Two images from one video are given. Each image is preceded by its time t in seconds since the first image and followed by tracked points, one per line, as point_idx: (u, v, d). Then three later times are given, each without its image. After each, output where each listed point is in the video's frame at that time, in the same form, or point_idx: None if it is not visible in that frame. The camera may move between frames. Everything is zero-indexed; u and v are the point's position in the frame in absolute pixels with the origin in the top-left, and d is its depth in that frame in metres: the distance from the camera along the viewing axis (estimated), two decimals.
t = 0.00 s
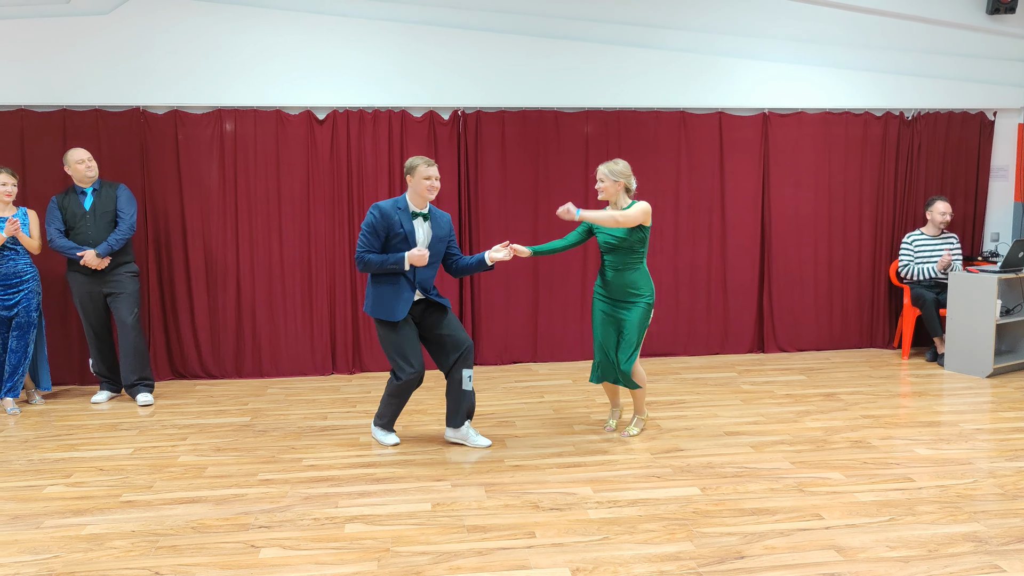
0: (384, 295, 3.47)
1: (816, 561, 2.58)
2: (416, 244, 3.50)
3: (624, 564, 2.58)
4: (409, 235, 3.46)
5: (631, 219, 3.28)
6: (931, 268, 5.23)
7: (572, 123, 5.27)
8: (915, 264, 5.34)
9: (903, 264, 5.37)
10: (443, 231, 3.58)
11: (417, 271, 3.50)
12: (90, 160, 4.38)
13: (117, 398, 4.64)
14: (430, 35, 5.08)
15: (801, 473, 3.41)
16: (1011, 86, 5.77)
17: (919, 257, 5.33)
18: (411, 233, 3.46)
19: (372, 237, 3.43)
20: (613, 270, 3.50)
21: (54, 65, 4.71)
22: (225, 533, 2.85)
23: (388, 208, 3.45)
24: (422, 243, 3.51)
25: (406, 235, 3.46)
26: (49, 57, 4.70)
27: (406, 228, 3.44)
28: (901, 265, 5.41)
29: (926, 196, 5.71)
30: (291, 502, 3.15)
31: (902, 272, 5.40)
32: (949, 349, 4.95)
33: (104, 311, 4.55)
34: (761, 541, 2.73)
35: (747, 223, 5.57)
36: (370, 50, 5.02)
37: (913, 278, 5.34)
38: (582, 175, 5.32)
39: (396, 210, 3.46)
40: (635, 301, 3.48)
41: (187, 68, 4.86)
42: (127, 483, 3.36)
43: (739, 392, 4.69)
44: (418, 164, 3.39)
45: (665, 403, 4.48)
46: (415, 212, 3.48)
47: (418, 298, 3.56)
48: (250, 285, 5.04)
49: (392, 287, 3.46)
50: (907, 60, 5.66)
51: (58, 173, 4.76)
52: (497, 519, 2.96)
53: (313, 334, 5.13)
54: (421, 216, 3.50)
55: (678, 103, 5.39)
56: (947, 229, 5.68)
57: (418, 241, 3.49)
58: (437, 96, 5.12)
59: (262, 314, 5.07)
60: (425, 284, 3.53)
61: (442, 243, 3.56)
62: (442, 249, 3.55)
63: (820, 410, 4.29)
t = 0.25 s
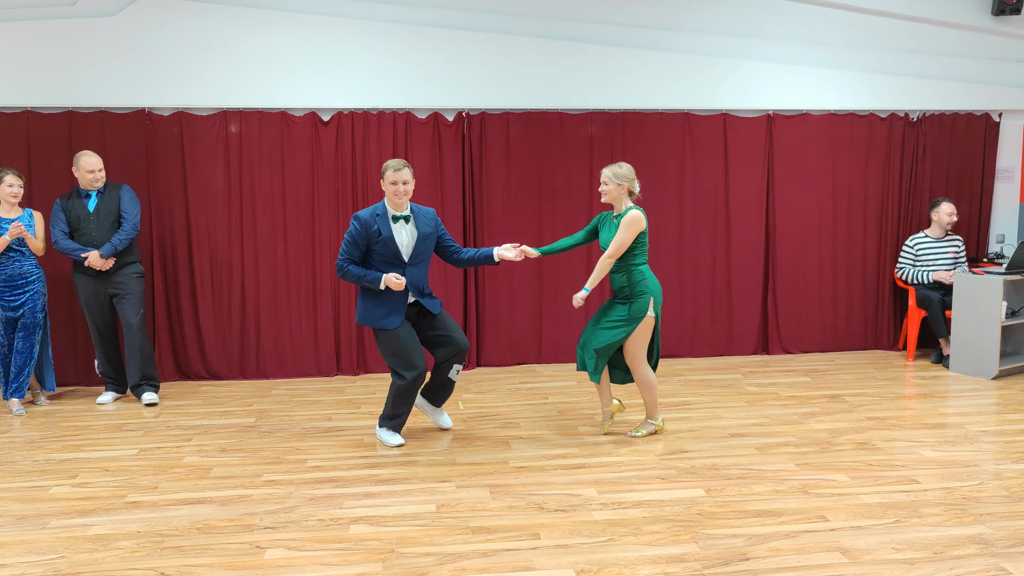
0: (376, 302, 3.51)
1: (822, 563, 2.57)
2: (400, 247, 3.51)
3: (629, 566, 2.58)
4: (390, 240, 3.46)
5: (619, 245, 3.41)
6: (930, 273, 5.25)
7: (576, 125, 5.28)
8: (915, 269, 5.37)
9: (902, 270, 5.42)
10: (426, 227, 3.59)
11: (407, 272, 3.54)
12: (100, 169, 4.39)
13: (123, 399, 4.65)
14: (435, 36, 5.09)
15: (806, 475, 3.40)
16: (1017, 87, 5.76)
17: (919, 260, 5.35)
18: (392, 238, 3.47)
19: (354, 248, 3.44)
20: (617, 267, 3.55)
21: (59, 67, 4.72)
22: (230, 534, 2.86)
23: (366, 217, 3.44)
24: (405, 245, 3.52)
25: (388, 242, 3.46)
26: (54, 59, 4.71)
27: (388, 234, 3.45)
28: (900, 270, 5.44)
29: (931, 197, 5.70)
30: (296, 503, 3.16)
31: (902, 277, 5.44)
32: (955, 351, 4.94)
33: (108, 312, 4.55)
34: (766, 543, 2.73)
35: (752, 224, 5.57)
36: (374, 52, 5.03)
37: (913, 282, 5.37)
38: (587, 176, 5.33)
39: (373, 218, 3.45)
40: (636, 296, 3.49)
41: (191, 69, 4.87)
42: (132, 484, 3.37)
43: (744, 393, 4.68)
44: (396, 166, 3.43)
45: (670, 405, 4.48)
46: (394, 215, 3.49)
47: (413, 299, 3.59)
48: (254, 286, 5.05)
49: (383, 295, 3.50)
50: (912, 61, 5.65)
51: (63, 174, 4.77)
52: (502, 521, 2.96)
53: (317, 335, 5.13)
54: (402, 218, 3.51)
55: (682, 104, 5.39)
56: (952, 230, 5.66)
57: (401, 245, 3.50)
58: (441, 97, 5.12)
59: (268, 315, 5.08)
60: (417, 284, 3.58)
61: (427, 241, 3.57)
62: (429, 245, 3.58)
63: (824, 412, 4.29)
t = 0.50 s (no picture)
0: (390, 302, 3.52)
1: (827, 566, 2.56)
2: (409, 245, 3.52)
3: (633, 568, 2.57)
4: (398, 239, 3.48)
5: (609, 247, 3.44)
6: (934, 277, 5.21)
7: (581, 127, 5.27)
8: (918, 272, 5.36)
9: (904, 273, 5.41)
10: (432, 222, 3.63)
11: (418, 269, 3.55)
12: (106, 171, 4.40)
13: (128, 400, 4.66)
14: (440, 38, 5.09)
15: (811, 477, 3.39)
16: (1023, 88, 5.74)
17: (922, 262, 5.35)
18: (401, 236, 3.49)
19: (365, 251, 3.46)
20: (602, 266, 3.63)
21: (65, 69, 4.73)
22: (234, 535, 2.86)
23: (372, 219, 3.48)
24: (414, 242, 3.53)
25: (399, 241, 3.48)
26: (59, 61, 4.73)
27: (396, 233, 3.47)
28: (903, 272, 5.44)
29: (937, 199, 5.69)
30: (300, 504, 3.16)
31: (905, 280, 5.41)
32: (960, 353, 4.93)
33: (114, 314, 4.56)
34: (771, 546, 2.72)
35: (756, 226, 5.56)
36: (379, 54, 5.04)
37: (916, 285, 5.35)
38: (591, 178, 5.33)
39: (380, 219, 3.49)
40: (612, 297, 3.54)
41: (196, 71, 4.88)
42: (137, 485, 3.37)
43: (748, 396, 4.67)
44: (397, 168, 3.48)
45: (674, 407, 4.47)
46: (401, 215, 3.51)
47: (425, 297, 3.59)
48: (259, 287, 5.05)
49: (397, 294, 3.51)
50: (917, 62, 5.64)
51: (69, 176, 4.78)
52: (506, 522, 2.96)
53: (322, 337, 5.14)
54: (409, 216, 3.53)
55: (687, 106, 5.39)
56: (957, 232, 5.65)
57: (410, 242, 3.51)
58: (446, 99, 5.12)
59: (272, 317, 5.09)
60: (430, 281, 3.59)
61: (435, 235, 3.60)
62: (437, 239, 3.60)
63: (830, 414, 4.27)
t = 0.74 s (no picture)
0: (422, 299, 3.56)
1: (833, 568, 2.56)
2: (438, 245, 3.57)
3: (638, 570, 2.57)
4: (430, 238, 3.51)
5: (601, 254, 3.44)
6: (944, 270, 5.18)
7: (586, 128, 5.27)
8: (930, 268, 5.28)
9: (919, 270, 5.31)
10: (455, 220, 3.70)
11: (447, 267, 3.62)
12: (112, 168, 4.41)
13: (133, 401, 4.67)
14: (445, 39, 5.10)
15: (817, 480, 3.39)
16: None
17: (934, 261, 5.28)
18: (432, 235, 3.53)
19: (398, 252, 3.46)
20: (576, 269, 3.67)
21: (71, 70, 4.75)
22: (240, 536, 2.87)
23: (402, 221, 3.49)
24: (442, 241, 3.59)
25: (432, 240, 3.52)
26: (66, 62, 4.74)
27: (427, 232, 3.51)
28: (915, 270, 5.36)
29: (943, 200, 5.67)
30: (306, 506, 3.16)
31: (921, 279, 5.31)
32: (966, 355, 4.91)
33: (120, 315, 4.58)
34: (776, 548, 2.72)
35: (762, 228, 5.55)
36: (385, 55, 5.04)
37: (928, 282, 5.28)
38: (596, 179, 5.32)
39: (409, 220, 3.51)
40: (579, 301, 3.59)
41: (202, 72, 4.89)
42: (143, 486, 3.38)
43: (754, 397, 4.67)
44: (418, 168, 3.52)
45: (680, 409, 4.47)
46: (427, 214, 3.54)
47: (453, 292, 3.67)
48: (265, 288, 5.06)
49: (428, 291, 3.56)
50: (923, 63, 5.62)
51: (75, 177, 4.80)
52: (511, 524, 2.96)
53: (327, 338, 5.14)
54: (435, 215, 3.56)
55: (692, 107, 5.38)
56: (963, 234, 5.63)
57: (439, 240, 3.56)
58: (451, 100, 5.13)
59: (278, 318, 5.10)
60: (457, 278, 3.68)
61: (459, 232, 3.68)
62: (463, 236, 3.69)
63: (835, 416, 4.27)
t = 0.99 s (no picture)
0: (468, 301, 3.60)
1: (839, 571, 2.55)
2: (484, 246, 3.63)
3: (644, 571, 2.56)
4: (478, 240, 3.57)
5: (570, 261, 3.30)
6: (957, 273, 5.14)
7: (592, 129, 5.27)
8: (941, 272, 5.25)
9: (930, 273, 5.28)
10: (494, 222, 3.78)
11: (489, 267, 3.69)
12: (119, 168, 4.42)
13: (140, 402, 4.68)
14: (451, 40, 5.10)
15: (823, 482, 3.38)
16: None
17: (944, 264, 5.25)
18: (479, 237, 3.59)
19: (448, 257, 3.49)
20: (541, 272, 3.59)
21: (79, 72, 4.77)
22: (245, 536, 2.87)
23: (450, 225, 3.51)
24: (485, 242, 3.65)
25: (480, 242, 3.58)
26: (73, 64, 4.76)
27: (475, 233, 3.56)
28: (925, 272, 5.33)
29: (950, 202, 5.65)
30: (311, 506, 3.17)
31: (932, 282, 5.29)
32: (975, 356, 4.89)
33: (127, 315, 4.59)
34: (783, 550, 2.71)
35: (768, 229, 5.54)
36: (391, 56, 5.05)
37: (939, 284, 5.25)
38: (601, 180, 5.32)
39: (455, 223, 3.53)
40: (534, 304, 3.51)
41: (208, 74, 4.90)
42: (149, 486, 3.39)
43: (760, 399, 4.66)
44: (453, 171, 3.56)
45: (685, 410, 4.46)
46: (468, 215, 3.59)
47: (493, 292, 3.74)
48: (271, 289, 5.07)
49: (474, 290, 3.60)
50: (931, 64, 5.61)
51: (83, 178, 4.82)
52: (517, 525, 2.95)
53: (333, 339, 5.15)
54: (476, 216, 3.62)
55: (698, 108, 5.38)
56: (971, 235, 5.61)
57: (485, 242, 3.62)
58: (457, 102, 5.13)
59: (283, 319, 5.11)
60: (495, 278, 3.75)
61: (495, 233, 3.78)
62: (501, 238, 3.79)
63: (842, 418, 4.25)
